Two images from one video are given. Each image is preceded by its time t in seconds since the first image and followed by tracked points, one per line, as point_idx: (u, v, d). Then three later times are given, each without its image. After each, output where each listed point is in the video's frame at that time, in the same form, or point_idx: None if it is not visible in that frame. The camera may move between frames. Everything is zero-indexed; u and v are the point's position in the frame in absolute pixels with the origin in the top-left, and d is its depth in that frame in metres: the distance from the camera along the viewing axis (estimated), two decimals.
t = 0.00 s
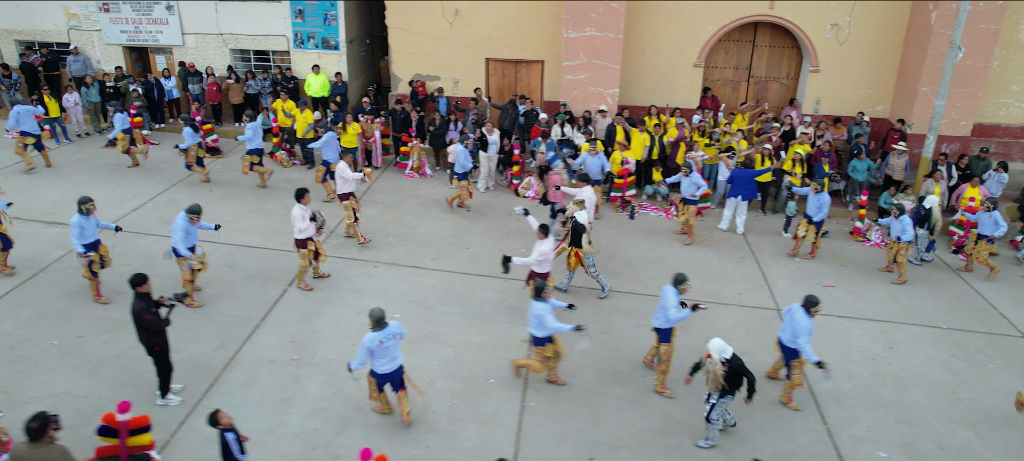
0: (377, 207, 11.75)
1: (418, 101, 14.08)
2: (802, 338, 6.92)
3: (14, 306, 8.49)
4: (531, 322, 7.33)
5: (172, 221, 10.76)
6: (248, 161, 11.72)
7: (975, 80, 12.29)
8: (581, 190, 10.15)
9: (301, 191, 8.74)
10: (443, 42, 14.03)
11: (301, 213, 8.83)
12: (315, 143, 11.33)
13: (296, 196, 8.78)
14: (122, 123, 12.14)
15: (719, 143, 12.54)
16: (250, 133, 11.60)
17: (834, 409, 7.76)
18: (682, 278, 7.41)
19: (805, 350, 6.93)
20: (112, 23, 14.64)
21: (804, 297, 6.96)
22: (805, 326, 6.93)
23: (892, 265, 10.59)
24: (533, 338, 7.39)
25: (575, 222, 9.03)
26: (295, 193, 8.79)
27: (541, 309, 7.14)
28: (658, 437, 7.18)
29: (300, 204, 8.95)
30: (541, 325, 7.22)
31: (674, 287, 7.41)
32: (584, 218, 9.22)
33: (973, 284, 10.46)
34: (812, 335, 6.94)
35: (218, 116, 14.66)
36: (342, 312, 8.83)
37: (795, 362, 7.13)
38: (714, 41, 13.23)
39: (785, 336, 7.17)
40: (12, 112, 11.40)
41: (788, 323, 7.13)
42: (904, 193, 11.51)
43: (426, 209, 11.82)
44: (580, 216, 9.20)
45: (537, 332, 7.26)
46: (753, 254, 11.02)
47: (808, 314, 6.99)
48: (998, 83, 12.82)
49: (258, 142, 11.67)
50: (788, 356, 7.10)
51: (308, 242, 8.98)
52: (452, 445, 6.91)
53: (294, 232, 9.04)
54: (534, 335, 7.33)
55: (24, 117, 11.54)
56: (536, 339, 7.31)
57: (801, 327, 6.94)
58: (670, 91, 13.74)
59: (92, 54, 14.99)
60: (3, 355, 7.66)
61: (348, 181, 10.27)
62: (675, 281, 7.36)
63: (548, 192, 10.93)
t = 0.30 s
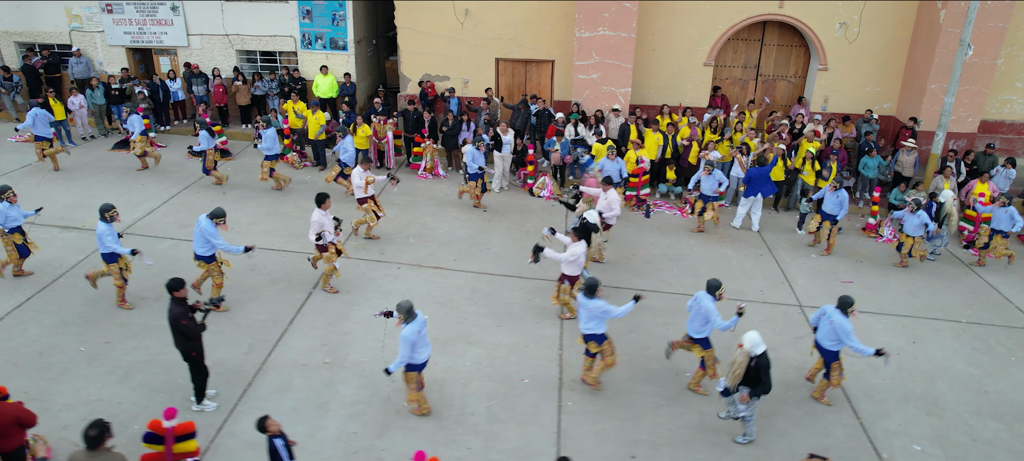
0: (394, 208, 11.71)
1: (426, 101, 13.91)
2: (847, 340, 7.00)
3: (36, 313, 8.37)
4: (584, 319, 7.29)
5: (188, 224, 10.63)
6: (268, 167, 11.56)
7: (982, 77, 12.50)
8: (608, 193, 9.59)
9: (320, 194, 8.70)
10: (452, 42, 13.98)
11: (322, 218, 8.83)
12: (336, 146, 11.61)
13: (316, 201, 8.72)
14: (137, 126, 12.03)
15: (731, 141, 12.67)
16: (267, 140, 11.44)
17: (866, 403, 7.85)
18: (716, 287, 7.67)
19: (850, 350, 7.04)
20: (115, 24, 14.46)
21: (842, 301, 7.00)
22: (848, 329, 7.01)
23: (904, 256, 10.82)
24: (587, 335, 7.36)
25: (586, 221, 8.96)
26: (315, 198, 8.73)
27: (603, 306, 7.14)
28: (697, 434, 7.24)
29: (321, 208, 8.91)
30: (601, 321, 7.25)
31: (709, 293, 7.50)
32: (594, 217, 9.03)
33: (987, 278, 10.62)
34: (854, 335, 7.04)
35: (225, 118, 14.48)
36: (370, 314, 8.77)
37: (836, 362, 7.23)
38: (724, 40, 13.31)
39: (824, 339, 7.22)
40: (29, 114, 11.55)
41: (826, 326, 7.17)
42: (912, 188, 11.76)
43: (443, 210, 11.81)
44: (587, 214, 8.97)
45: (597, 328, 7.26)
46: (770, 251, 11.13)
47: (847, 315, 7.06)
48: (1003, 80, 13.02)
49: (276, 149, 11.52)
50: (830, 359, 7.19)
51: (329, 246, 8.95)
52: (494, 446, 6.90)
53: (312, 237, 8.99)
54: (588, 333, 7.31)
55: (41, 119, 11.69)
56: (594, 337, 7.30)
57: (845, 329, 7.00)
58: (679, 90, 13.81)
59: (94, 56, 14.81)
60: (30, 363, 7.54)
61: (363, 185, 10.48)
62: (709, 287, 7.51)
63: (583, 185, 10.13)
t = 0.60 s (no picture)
0: (404, 209, 11.66)
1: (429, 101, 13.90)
2: (876, 332, 7.15)
3: (50, 322, 8.19)
4: (626, 326, 7.23)
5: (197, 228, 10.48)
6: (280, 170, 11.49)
7: (979, 74, 12.76)
8: (626, 193, 9.65)
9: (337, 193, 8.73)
10: (455, 42, 13.94)
11: (334, 217, 8.86)
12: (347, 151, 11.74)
13: (331, 200, 8.76)
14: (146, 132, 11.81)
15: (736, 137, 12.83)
16: (275, 144, 11.21)
17: (888, 395, 7.99)
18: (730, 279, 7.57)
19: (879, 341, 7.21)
20: (110, 25, 14.22)
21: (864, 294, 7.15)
22: (876, 319, 7.14)
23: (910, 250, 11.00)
24: (630, 343, 7.32)
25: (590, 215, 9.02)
26: (331, 196, 8.79)
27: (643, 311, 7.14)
28: (727, 429, 7.31)
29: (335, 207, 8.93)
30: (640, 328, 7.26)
31: (725, 287, 7.48)
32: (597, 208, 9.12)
33: (991, 270, 10.85)
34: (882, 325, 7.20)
35: (224, 120, 14.25)
36: (391, 317, 8.72)
37: (864, 353, 7.41)
38: (726, 38, 13.43)
39: (851, 333, 7.35)
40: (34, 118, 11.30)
41: (853, 320, 7.30)
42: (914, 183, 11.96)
43: (453, 211, 11.77)
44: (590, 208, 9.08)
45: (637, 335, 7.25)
46: (779, 247, 11.26)
47: (872, 306, 7.23)
48: (998, 76, 13.31)
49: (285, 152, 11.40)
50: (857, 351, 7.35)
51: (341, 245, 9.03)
52: (529, 446, 6.92)
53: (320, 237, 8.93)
54: (631, 340, 7.28)
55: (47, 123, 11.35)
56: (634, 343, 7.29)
57: (873, 321, 7.14)
58: (682, 88, 13.92)
59: (88, 58, 14.54)
60: (50, 373, 7.39)
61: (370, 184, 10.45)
62: (724, 282, 7.45)
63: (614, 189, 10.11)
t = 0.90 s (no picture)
0: (408, 212, 11.58)
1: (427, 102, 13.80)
2: (889, 322, 7.23)
3: (57, 334, 7.98)
4: (658, 333, 7.48)
5: (199, 235, 10.27)
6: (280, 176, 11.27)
7: (968, 70, 13.08)
8: (636, 195, 9.60)
9: (342, 191, 8.82)
10: (451, 43, 13.88)
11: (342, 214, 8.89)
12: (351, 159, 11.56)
13: (338, 197, 8.80)
14: (141, 138, 11.51)
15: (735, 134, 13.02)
16: (279, 148, 11.09)
17: (900, 387, 8.15)
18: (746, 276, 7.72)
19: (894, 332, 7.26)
20: (96, 29, 13.90)
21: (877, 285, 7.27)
22: (889, 310, 7.24)
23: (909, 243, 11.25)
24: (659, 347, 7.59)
25: (582, 213, 9.11)
26: (338, 195, 8.76)
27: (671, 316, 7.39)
28: (750, 425, 7.40)
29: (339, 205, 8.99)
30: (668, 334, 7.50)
31: (741, 284, 7.63)
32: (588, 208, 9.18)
33: (986, 262, 11.12)
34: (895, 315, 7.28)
35: (216, 124, 14.02)
36: (406, 321, 8.65)
37: (881, 345, 7.44)
38: (721, 37, 13.57)
39: (866, 325, 7.43)
40: (25, 125, 10.87)
41: (867, 312, 7.39)
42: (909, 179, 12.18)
43: (457, 213, 11.71)
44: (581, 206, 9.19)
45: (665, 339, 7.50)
46: (781, 243, 11.41)
47: (885, 297, 7.34)
48: (983, 73, 13.65)
49: (287, 156, 11.22)
50: (872, 343, 7.39)
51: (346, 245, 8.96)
52: (558, 448, 6.92)
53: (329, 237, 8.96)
54: (664, 345, 7.54)
55: (38, 130, 11.00)
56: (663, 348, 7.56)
57: (886, 312, 7.23)
58: (678, 87, 14.03)
59: (73, 62, 14.19)
60: (63, 387, 7.19)
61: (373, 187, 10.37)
62: (739, 278, 7.64)
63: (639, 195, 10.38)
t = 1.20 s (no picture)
0: (411, 215, 11.49)
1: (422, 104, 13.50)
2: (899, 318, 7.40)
3: (65, 347, 7.77)
4: (676, 327, 7.44)
5: (201, 242, 10.06)
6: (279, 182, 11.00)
7: (955, 67, 13.39)
8: (645, 196, 9.59)
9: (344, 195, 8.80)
10: (446, 43, 13.81)
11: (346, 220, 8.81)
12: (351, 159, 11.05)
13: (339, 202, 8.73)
14: (136, 142, 11.25)
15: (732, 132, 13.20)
16: (280, 154, 10.84)
17: (911, 378, 8.33)
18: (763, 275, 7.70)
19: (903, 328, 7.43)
20: (81, 32, 13.57)
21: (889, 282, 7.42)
22: (901, 306, 7.40)
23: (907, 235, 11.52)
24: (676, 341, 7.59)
25: (570, 211, 9.22)
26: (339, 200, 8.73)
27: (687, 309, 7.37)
28: (771, 420, 7.50)
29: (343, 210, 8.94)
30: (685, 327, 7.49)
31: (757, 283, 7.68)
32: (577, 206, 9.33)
33: (980, 254, 11.40)
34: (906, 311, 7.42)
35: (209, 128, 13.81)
36: (422, 325, 8.59)
37: (897, 338, 7.61)
38: (716, 37, 13.72)
39: (879, 318, 7.64)
40: (19, 132, 10.60)
41: (880, 306, 7.59)
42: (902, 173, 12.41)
43: (460, 214, 11.66)
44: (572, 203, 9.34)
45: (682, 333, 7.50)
46: (782, 238, 11.58)
47: (898, 293, 7.48)
48: (968, 69, 14.01)
49: (289, 162, 10.99)
50: (887, 337, 7.59)
51: (349, 249, 8.91)
52: (586, 448, 6.93)
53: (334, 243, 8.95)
54: (682, 339, 7.53)
55: (34, 135, 10.76)
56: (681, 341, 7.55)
57: (898, 307, 7.40)
58: (673, 86, 14.15)
59: (57, 66, 13.83)
60: (77, 401, 7.00)
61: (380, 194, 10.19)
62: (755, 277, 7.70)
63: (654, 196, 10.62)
